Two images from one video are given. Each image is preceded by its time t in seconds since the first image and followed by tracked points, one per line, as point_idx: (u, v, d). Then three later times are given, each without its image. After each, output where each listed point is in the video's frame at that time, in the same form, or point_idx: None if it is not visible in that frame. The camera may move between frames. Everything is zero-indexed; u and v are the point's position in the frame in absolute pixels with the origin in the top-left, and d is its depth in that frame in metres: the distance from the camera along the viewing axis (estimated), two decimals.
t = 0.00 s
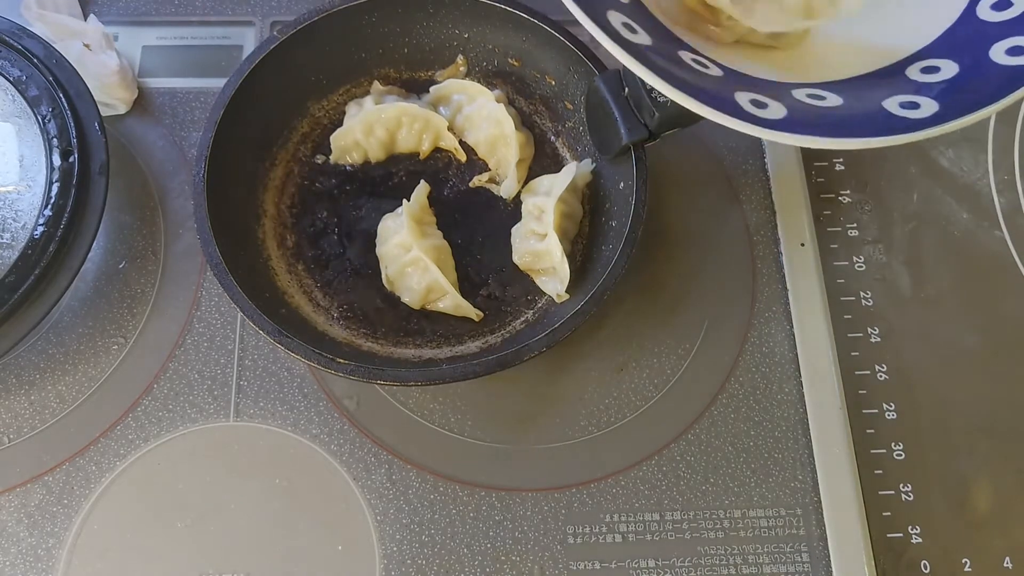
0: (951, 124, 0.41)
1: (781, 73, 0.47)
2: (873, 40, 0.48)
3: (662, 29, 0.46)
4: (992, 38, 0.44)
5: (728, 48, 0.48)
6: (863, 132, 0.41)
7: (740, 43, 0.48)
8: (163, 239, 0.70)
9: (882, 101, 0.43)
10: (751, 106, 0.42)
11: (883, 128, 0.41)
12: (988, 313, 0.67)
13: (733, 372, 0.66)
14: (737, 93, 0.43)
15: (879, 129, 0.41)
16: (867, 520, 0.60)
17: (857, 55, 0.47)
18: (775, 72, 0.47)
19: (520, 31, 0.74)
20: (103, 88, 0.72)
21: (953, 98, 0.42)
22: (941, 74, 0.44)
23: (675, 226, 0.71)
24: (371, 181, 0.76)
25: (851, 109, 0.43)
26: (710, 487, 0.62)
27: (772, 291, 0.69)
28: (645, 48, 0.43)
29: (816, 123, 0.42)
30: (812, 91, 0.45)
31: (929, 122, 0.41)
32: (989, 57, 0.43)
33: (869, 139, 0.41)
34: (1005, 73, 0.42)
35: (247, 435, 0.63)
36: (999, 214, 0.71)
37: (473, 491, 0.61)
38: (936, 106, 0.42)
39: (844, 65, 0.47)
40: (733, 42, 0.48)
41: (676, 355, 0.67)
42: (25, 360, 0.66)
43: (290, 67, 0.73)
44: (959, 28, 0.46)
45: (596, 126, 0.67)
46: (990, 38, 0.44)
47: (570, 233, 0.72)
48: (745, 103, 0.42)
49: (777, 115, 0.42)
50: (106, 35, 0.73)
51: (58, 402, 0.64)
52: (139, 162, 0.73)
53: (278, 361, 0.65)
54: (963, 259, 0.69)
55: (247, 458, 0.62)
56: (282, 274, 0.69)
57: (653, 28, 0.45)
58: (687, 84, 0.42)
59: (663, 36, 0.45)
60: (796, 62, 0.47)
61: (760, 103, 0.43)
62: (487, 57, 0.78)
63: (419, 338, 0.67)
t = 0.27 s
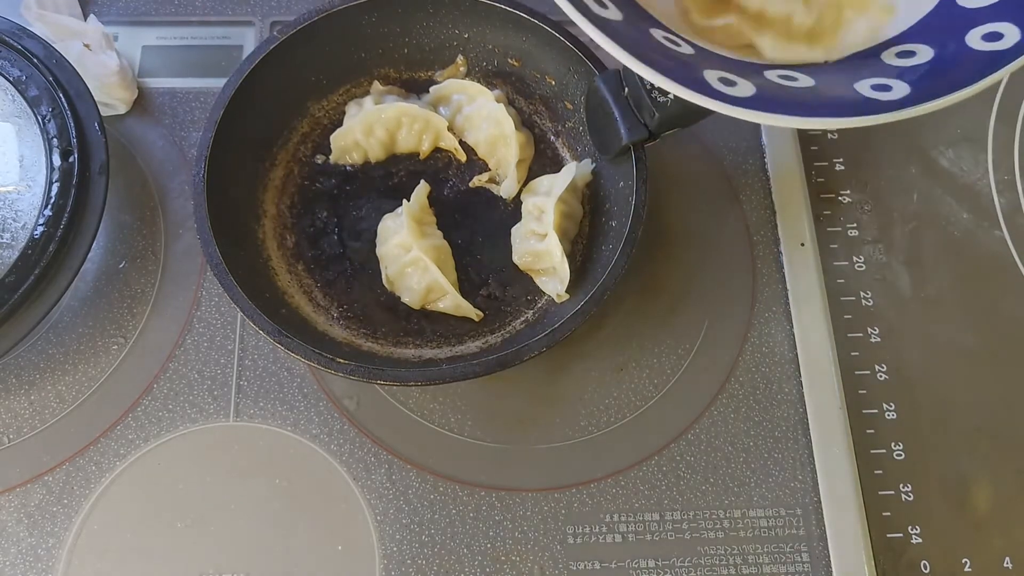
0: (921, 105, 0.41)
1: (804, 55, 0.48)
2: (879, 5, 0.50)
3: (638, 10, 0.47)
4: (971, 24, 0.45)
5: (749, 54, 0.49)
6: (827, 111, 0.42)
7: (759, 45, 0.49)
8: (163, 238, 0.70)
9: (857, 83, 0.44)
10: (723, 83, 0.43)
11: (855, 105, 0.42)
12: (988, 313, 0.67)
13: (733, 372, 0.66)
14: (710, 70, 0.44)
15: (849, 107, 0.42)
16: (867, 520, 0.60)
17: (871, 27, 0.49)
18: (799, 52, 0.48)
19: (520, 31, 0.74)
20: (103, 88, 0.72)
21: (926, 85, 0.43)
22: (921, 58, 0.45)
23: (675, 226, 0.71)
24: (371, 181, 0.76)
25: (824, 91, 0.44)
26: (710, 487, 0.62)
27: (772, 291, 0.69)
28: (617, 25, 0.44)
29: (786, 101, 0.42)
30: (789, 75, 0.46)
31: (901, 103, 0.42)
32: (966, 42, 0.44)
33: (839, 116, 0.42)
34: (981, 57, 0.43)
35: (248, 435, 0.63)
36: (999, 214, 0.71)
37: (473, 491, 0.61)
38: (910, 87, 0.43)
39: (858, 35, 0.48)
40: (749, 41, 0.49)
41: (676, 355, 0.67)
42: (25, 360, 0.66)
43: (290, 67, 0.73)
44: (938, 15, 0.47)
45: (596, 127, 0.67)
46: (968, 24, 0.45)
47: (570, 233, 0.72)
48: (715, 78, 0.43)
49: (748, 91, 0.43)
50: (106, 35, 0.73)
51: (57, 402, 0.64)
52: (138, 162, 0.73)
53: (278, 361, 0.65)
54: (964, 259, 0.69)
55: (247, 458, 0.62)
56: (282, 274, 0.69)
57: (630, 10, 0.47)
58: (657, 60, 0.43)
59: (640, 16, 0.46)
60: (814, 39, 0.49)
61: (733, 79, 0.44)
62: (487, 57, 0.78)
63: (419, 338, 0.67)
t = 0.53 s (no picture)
0: None
1: (893, 170, 0.47)
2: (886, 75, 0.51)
3: (656, 196, 0.43)
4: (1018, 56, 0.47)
5: (833, 197, 0.46)
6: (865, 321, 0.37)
7: (839, 170, 0.47)
8: (163, 238, 0.70)
9: (926, 230, 0.43)
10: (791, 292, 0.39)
11: (946, 284, 0.39)
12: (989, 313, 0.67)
13: (733, 372, 0.66)
14: (780, 281, 0.40)
15: (953, 293, 0.38)
16: (867, 520, 0.60)
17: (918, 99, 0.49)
18: (880, 168, 0.47)
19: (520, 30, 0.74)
20: (103, 88, 0.72)
21: (959, 284, 0.39)
22: (984, 160, 0.46)
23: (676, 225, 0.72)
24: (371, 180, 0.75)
25: (904, 287, 0.39)
26: (710, 487, 0.62)
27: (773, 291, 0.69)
28: (640, 238, 0.39)
29: (881, 313, 0.38)
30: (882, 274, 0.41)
31: (944, 310, 0.37)
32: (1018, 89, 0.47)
33: (933, 291, 0.39)
34: None
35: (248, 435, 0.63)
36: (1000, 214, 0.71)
37: (473, 491, 0.61)
38: (980, 238, 0.42)
39: (909, 119, 0.49)
40: (836, 141, 0.48)
41: (677, 355, 0.67)
42: (25, 360, 0.66)
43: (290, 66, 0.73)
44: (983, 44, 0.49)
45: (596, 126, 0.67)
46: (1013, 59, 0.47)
47: (570, 233, 0.72)
48: (765, 277, 0.40)
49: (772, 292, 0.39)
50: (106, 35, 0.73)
51: (58, 402, 0.64)
52: (139, 161, 0.73)
53: (278, 361, 0.65)
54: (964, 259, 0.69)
55: (247, 458, 0.62)
56: (281, 273, 0.69)
57: (639, 193, 0.43)
58: (722, 287, 0.38)
59: (652, 194, 0.43)
60: (913, 194, 0.45)
61: (808, 274, 0.41)
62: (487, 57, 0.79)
63: (418, 337, 0.67)
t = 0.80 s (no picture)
0: (1005, 369, 0.42)
1: (846, 295, 0.50)
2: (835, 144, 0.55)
3: (647, 338, 0.48)
4: (957, 154, 0.51)
5: (787, 324, 0.51)
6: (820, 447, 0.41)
7: (792, 297, 0.52)
8: (163, 239, 0.70)
9: (876, 345, 0.47)
10: (764, 418, 0.43)
11: (903, 401, 0.43)
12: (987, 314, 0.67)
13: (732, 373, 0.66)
14: (753, 406, 0.44)
15: (908, 410, 0.42)
16: (867, 520, 0.60)
17: (868, 206, 0.53)
18: (833, 294, 0.50)
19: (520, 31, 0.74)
20: (103, 88, 0.72)
21: (918, 398, 0.43)
22: (932, 259, 0.50)
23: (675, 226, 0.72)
24: (371, 180, 0.75)
25: (866, 405, 0.43)
26: (709, 487, 0.62)
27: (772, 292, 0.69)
28: (630, 374, 0.44)
29: (840, 429, 0.42)
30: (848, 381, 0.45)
31: (899, 429, 0.41)
32: (960, 195, 0.51)
33: (889, 409, 0.43)
34: (1002, 252, 0.47)
35: (247, 435, 0.62)
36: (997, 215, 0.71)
37: (473, 491, 0.61)
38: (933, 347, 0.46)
39: (860, 233, 0.53)
40: (772, 262, 0.55)
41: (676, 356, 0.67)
42: (25, 360, 0.66)
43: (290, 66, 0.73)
44: (919, 129, 0.53)
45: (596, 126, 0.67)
46: (953, 155, 0.51)
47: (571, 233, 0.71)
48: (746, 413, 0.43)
49: (753, 430, 0.42)
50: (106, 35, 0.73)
51: (58, 402, 0.64)
52: (138, 162, 0.73)
53: (278, 361, 0.65)
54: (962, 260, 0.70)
55: (247, 459, 0.62)
56: (281, 274, 0.69)
57: (631, 338, 0.47)
58: (705, 428, 0.42)
59: (643, 335, 0.48)
60: (861, 314, 0.49)
61: (782, 399, 0.45)
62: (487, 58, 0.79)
63: (418, 338, 0.66)
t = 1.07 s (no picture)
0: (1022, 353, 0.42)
1: (855, 288, 0.50)
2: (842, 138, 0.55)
3: (658, 336, 0.49)
4: (961, 142, 0.51)
5: (799, 318, 0.51)
6: (840, 441, 0.42)
7: (803, 291, 0.52)
8: (163, 239, 0.70)
9: (890, 335, 0.48)
10: (780, 414, 0.44)
11: (919, 390, 0.43)
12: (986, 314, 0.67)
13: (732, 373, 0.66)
14: (769, 401, 0.45)
15: (924, 399, 0.42)
16: (867, 520, 0.60)
17: (876, 199, 0.53)
18: (842, 286, 0.50)
19: (520, 31, 0.74)
20: (103, 88, 0.72)
21: (935, 389, 0.43)
22: (938, 250, 0.50)
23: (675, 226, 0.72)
24: (371, 180, 0.75)
25: (882, 395, 0.44)
26: (709, 487, 0.62)
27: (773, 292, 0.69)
28: (647, 375, 0.45)
29: (857, 422, 0.43)
30: (863, 372, 0.46)
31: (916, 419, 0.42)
32: (965, 183, 0.50)
33: (906, 398, 0.43)
34: (1012, 240, 0.47)
35: (247, 435, 0.62)
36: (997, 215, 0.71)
37: (473, 491, 0.61)
38: (947, 336, 0.46)
39: (869, 226, 0.53)
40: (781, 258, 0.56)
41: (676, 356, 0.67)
42: (25, 360, 0.66)
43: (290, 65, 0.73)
44: (921, 118, 0.53)
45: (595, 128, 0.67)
46: (957, 146, 0.51)
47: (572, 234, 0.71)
48: (763, 409, 0.44)
49: (773, 428, 0.43)
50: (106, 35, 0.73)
51: (58, 402, 0.64)
52: (138, 162, 0.73)
53: (278, 361, 0.65)
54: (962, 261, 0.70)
55: (247, 458, 0.62)
56: (281, 273, 0.69)
57: (643, 336, 0.48)
58: (724, 425, 0.43)
59: (654, 333, 0.49)
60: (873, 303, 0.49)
61: (798, 393, 0.45)
62: (487, 58, 0.79)
63: (418, 337, 0.66)
